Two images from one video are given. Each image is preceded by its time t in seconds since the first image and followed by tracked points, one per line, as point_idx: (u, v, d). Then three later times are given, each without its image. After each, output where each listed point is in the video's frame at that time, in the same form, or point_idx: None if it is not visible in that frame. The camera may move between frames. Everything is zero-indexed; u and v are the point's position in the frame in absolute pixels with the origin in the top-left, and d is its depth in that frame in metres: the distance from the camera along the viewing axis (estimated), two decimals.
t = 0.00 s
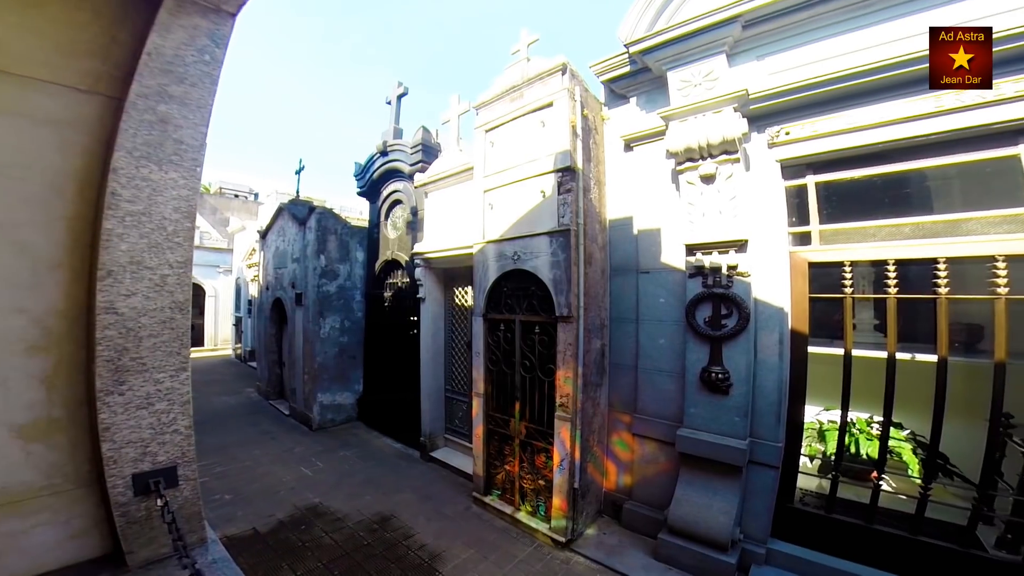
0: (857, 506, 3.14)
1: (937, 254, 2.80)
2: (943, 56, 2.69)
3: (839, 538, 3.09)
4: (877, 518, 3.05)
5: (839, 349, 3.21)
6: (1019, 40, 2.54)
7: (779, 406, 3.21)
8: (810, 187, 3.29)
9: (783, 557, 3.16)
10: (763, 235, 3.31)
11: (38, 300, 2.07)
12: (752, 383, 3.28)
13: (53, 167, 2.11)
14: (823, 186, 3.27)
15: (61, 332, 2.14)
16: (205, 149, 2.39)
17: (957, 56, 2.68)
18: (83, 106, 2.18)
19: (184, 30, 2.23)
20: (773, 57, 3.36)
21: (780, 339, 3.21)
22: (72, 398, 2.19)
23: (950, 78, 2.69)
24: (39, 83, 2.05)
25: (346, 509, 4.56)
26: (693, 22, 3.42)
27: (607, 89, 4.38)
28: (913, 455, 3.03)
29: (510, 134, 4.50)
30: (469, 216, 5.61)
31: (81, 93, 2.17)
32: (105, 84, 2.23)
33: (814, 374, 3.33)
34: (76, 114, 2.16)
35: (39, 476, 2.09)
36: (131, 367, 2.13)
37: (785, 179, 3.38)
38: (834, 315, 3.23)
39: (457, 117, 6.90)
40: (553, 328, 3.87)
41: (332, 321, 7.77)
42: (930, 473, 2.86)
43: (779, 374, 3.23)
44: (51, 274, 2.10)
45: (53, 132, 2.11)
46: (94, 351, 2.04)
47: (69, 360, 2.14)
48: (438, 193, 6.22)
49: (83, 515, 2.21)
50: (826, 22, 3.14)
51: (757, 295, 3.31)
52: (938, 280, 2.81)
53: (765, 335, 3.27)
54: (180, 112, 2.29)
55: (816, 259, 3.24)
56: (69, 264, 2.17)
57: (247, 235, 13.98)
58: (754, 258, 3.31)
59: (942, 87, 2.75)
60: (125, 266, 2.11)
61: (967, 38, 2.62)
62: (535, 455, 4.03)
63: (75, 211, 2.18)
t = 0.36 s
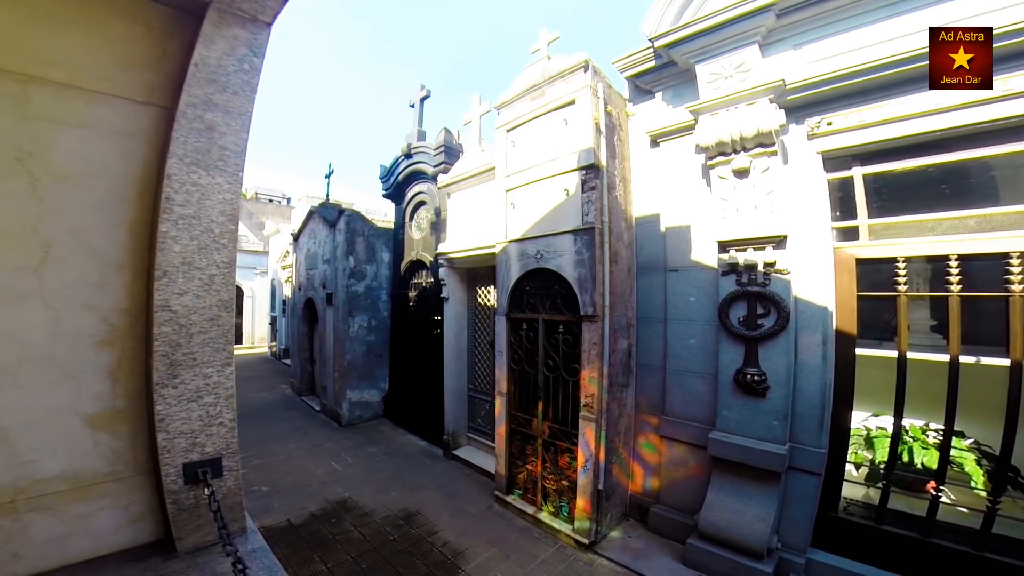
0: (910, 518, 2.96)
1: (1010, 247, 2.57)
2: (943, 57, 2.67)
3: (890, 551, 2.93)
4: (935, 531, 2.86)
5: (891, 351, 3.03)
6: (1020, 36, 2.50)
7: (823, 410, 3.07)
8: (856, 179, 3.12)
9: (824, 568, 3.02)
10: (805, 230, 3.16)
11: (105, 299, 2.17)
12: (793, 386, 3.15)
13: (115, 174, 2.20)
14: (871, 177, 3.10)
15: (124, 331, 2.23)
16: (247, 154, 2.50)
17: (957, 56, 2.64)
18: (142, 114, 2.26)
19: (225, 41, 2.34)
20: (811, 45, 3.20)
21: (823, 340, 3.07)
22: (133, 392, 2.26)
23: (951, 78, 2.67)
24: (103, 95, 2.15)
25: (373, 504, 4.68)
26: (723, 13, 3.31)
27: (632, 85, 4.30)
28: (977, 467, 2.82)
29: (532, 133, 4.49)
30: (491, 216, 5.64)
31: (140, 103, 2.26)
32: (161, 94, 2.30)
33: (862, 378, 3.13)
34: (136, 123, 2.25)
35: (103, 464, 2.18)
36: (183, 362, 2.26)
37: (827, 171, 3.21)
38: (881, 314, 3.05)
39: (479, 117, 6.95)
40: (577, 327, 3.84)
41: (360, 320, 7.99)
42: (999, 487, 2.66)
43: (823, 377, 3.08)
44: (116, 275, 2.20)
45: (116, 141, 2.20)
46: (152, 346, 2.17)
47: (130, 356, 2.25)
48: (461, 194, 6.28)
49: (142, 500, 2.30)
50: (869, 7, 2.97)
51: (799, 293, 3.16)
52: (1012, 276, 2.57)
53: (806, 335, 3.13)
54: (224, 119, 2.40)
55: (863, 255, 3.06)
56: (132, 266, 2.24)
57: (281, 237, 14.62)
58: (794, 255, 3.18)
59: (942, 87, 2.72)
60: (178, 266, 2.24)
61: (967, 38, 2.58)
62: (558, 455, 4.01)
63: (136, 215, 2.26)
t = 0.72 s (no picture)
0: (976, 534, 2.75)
1: None
2: (943, 57, 2.67)
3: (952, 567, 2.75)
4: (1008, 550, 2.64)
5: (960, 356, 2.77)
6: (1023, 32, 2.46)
7: (877, 416, 2.89)
8: (914, 170, 2.91)
9: None
10: (853, 226, 3.01)
11: (166, 296, 2.32)
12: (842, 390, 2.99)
13: (173, 180, 2.35)
14: (933, 168, 2.88)
15: (182, 326, 2.38)
16: (288, 159, 2.62)
17: (957, 56, 2.65)
18: (195, 123, 2.42)
19: (267, 50, 2.46)
20: (858, 31, 3.03)
21: (877, 343, 2.90)
22: (189, 383, 2.41)
23: (951, 78, 2.67)
24: (162, 107, 2.32)
25: (401, 500, 4.79)
26: (756, 3, 3.20)
27: (660, 80, 4.21)
28: None
29: (556, 132, 4.47)
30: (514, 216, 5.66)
31: (194, 113, 2.41)
32: (211, 103, 2.45)
33: (923, 383, 2.88)
34: (190, 132, 2.40)
35: (161, 452, 2.33)
36: (233, 357, 2.39)
37: (881, 163, 3.01)
38: (938, 315, 2.84)
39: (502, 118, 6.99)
40: (604, 327, 3.79)
41: (388, 319, 8.20)
42: None
43: (877, 384, 2.90)
44: (174, 275, 2.35)
45: (174, 149, 2.35)
46: (206, 341, 2.31)
47: (186, 350, 2.39)
48: (485, 194, 6.33)
49: (194, 489, 2.45)
50: None
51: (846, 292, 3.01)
52: None
53: (858, 336, 2.97)
54: (267, 126, 2.53)
55: (923, 251, 2.85)
56: (188, 266, 2.38)
57: (314, 240, 15.24)
58: (842, 251, 3.02)
59: (942, 87, 2.72)
60: (228, 266, 2.37)
61: (967, 38, 2.58)
62: (584, 456, 3.97)
63: (192, 218, 2.40)
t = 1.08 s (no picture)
0: None
1: None
2: (943, 57, 2.66)
3: None
4: None
5: None
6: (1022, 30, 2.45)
7: (933, 422, 2.72)
8: (975, 159, 2.70)
9: None
10: (903, 220, 2.84)
11: (212, 296, 2.45)
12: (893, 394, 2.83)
13: (218, 185, 2.47)
14: (996, 157, 2.66)
15: (227, 324, 2.51)
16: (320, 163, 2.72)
17: (956, 56, 2.66)
18: (237, 130, 2.54)
19: (299, 59, 2.57)
20: (903, 16, 2.86)
21: (933, 345, 2.73)
22: (233, 378, 2.54)
23: (951, 78, 2.68)
24: (208, 116, 2.45)
25: (425, 496, 4.88)
26: None
27: (686, 75, 4.11)
28: None
29: (578, 130, 4.43)
30: (535, 215, 5.64)
31: (236, 121, 2.54)
32: (251, 111, 2.57)
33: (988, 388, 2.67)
34: (233, 139, 2.53)
35: (208, 443, 2.46)
36: (272, 353, 2.50)
37: (934, 152, 2.81)
38: (1000, 314, 2.62)
39: (521, 118, 6.99)
40: (630, 326, 3.73)
41: (413, 319, 8.36)
42: None
43: (934, 388, 2.73)
44: (219, 275, 2.48)
45: (218, 155, 2.48)
46: (248, 338, 2.43)
47: (230, 347, 2.51)
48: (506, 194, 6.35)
49: (236, 480, 2.57)
50: None
51: (896, 290, 2.84)
52: None
53: (911, 338, 2.81)
54: (302, 131, 2.63)
55: (988, 245, 2.62)
56: (232, 267, 2.51)
57: (341, 242, 15.74)
58: (892, 247, 2.85)
59: (943, 87, 2.72)
60: (269, 267, 2.48)
61: (966, 38, 2.59)
62: (608, 457, 3.92)
63: (235, 221, 2.53)
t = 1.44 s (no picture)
0: None
1: None
2: (944, 56, 2.62)
3: None
4: None
5: None
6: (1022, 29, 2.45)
7: (1002, 430, 2.50)
8: None
9: None
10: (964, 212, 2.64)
11: (254, 295, 2.57)
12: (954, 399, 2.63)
13: (259, 189, 2.60)
14: None
15: (267, 322, 2.63)
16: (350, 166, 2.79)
17: (957, 56, 2.62)
18: (275, 136, 2.66)
19: (329, 65, 2.66)
20: None
21: (1003, 346, 2.48)
22: (271, 374, 2.66)
23: (951, 78, 2.64)
24: (249, 123, 2.58)
25: (448, 493, 4.94)
26: None
27: (714, 67, 4.00)
28: None
29: (601, 127, 4.38)
30: (557, 214, 5.61)
31: (274, 127, 2.66)
32: (287, 117, 2.69)
33: None
34: (270, 144, 2.65)
35: (249, 436, 2.58)
36: (307, 350, 2.60)
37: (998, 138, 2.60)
38: None
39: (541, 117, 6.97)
40: (657, 325, 3.65)
41: (436, 318, 8.49)
42: None
43: (1005, 392, 2.49)
44: (259, 275, 2.60)
45: (258, 160, 2.60)
46: (285, 335, 2.53)
47: (270, 344, 2.63)
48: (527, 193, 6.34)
49: (274, 471, 2.68)
50: None
51: (958, 287, 2.62)
52: None
53: (978, 339, 2.57)
54: (333, 135, 2.71)
55: None
56: (271, 267, 2.63)
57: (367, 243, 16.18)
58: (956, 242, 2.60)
59: (943, 87, 2.67)
60: (304, 267, 2.58)
61: (967, 38, 2.56)
62: (634, 458, 3.85)
63: (274, 223, 2.65)
